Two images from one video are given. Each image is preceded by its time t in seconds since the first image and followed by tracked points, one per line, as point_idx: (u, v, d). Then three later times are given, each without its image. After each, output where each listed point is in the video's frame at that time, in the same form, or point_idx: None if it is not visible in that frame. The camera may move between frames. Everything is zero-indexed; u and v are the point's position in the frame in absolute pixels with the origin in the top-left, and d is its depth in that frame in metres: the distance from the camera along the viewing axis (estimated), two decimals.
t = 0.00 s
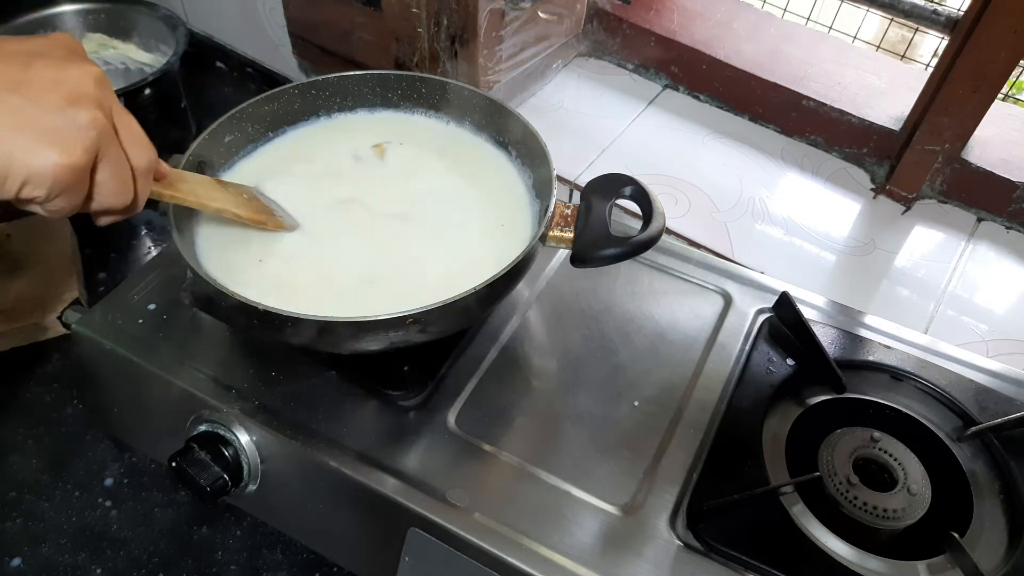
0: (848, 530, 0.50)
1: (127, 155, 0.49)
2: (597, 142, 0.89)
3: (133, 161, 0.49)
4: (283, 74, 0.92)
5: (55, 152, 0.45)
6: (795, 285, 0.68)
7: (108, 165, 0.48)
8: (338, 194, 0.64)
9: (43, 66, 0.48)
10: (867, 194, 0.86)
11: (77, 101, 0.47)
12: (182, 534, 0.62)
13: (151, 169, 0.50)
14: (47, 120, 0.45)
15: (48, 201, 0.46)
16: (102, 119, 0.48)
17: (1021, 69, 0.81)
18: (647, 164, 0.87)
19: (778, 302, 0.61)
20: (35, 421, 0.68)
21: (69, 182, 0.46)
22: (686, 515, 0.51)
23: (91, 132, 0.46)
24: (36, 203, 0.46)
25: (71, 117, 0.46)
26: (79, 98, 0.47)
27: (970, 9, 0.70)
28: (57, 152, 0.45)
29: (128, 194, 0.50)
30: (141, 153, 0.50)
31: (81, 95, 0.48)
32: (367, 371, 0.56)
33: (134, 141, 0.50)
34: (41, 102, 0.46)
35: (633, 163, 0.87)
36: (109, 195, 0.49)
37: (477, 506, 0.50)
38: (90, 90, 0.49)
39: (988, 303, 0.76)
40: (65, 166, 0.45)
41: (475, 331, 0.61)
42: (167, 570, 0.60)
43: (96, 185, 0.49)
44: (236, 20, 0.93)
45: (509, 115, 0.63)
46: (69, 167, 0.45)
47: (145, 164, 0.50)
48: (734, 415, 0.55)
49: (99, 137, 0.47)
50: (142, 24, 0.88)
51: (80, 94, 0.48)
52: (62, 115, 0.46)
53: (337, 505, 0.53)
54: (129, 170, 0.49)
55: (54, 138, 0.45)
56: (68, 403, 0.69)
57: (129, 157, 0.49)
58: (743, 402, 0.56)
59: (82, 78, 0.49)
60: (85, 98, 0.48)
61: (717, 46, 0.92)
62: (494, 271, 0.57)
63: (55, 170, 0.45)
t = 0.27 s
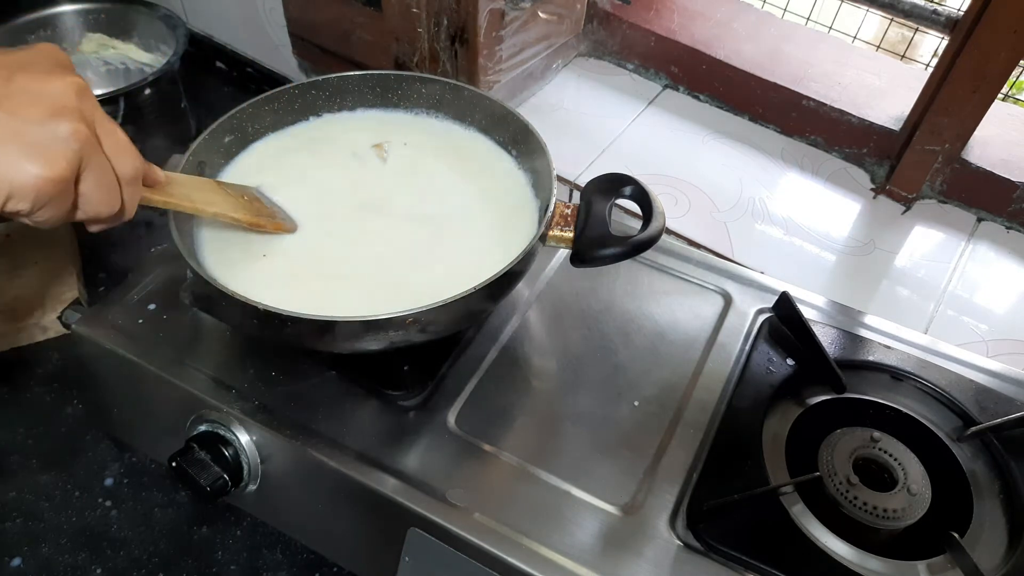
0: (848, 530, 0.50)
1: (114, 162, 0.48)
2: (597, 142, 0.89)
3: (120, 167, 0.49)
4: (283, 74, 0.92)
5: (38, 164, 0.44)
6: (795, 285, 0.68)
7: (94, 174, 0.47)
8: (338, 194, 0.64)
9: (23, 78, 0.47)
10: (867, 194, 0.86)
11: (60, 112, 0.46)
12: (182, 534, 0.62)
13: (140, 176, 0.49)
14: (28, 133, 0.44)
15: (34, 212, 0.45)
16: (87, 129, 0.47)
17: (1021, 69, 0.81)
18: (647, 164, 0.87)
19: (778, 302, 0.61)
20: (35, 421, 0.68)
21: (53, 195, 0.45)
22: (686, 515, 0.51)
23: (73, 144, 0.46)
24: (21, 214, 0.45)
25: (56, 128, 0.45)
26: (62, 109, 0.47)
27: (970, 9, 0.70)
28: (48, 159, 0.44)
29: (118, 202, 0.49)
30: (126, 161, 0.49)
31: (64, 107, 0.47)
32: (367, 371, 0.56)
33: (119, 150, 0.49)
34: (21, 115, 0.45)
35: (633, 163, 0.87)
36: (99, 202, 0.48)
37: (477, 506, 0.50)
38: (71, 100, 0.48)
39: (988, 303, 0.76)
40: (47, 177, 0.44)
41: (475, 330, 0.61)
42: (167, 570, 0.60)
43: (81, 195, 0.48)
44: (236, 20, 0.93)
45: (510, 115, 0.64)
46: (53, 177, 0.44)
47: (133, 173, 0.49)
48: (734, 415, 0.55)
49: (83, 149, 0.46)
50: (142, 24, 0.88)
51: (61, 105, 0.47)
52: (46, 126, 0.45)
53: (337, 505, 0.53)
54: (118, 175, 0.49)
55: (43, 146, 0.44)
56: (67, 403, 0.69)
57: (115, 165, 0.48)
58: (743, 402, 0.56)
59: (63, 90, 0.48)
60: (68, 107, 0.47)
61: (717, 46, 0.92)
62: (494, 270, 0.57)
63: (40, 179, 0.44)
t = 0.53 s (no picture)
0: (849, 530, 0.50)
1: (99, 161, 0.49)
2: (597, 142, 0.89)
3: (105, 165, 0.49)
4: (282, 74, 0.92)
5: (18, 166, 0.44)
6: (795, 285, 0.68)
7: (78, 173, 0.48)
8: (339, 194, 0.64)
9: (7, 76, 0.47)
10: (867, 194, 0.86)
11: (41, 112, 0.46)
12: (182, 534, 0.62)
13: (131, 171, 0.50)
14: (8, 135, 0.44)
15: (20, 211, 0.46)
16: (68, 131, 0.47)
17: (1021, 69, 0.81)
18: (647, 164, 0.87)
19: (778, 302, 0.61)
20: (35, 421, 0.68)
21: (34, 194, 0.46)
22: (686, 514, 0.51)
23: (53, 144, 0.46)
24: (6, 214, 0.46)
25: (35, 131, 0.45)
26: (43, 112, 0.46)
27: (970, 9, 0.70)
28: (26, 166, 0.44)
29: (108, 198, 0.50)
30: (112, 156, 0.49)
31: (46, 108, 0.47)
32: (367, 371, 0.57)
33: (104, 148, 0.49)
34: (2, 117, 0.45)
35: (633, 163, 0.87)
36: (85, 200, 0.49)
37: (476, 506, 0.50)
38: (53, 100, 0.48)
39: (988, 303, 0.76)
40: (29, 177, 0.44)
41: (475, 330, 0.61)
42: (167, 570, 0.60)
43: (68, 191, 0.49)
44: (236, 20, 0.93)
45: (510, 115, 0.64)
46: (34, 180, 0.45)
47: (118, 169, 0.49)
48: (734, 415, 0.55)
49: (63, 148, 0.46)
50: (142, 23, 0.88)
51: (44, 105, 0.47)
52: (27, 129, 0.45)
53: (336, 505, 0.53)
54: (104, 173, 0.49)
55: (22, 152, 0.45)
56: (67, 403, 0.69)
57: (100, 163, 0.49)
58: (743, 402, 0.56)
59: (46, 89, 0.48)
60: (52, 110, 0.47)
61: (717, 46, 0.92)
62: (495, 270, 0.57)
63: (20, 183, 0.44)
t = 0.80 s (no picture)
0: (849, 530, 0.50)
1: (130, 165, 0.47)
2: (597, 142, 0.89)
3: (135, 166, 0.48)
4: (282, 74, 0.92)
5: (50, 171, 0.43)
6: (795, 285, 0.68)
7: (109, 174, 0.47)
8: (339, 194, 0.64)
9: (48, 67, 0.44)
10: (867, 194, 0.86)
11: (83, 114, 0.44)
12: (182, 534, 0.62)
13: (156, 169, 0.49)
14: (38, 134, 0.43)
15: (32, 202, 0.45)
16: (104, 135, 0.45)
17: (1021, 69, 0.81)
18: (647, 164, 0.87)
19: (778, 302, 0.61)
20: (35, 421, 0.68)
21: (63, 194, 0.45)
22: (686, 514, 0.51)
23: (86, 150, 0.44)
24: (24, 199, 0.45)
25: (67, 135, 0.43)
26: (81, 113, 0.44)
27: (970, 9, 0.70)
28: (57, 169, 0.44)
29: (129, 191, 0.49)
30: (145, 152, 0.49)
31: (89, 111, 0.44)
32: (367, 371, 0.57)
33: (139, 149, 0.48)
34: (38, 112, 0.42)
35: (633, 163, 0.87)
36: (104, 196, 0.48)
37: (477, 506, 0.50)
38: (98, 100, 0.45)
39: (988, 303, 0.76)
40: (61, 181, 0.44)
41: (475, 330, 0.61)
42: (167, 570, 0.60)
43: (92, 184, 0.47)
44: (235, 20, 0.93)
45: (510, 116, 0.64)
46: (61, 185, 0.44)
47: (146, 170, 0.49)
48: (734, 415, 0.55)
49: (95, 153, 0.45)
50: (142, 23, 0.88)
51: (83, 107, 0.44)
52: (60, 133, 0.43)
53: (336, 505, 0.53)
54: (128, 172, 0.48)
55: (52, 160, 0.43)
56: (67, 403, 0.69)
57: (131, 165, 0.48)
58: (743, 402, 0.56)
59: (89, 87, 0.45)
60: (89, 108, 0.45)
61: (717, 46, 0.92)
62: (495, 270, 0.57)
63: (46, 185, 0.44)
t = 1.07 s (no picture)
0: (849, 530, 0.50)
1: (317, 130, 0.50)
2: (597, 142, 0.89)
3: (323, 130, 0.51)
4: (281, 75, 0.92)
5: (286, 122, 0.47)
6: (796, 285, 0.68)
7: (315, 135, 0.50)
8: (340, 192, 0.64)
9: (292, 36, 0.47)
10: (867, 194, 0.86)
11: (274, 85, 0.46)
12: (182, 534, 0.62)
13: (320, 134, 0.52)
14: (273, 93, 0.46)
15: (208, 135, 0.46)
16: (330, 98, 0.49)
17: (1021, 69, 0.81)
18: (648, 164, 0.87)
19: (778, 302, 0.61)
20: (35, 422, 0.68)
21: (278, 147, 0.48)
22: (686, 514, 0.51)
23: (314, 106, 0.48)
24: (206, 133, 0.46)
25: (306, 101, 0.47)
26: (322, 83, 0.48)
27: (970, 9, 0.70)
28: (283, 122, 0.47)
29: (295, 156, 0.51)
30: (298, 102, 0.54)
31: (315, 71, 0.48)
32: (367, 371, 0.57)
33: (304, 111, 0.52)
34: (274, 70, 0.46)
35: (634, 163, 0.87)
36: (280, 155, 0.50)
37: (477, 506, 0.50)
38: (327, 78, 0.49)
39: (988, 303, 0.76)
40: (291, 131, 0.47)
41: (475, 330, 0.61)
42: (167, 570, 0.60)
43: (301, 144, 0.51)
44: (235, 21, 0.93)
45: (510, 117, 0.64)
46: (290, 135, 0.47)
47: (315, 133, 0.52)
48: (734, 415, 0.55)
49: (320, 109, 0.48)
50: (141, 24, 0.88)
51: (313, 70, 0.48)
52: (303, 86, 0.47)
53: (337, 505, 0.53)
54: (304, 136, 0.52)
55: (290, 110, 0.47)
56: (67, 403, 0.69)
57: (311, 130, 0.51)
58: (743, 402, 0.56)
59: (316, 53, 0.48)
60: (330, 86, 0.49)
61: (717, 46, 0.92)
62: (495, 271, 0.57)
63: (281, 135, 0.47)
